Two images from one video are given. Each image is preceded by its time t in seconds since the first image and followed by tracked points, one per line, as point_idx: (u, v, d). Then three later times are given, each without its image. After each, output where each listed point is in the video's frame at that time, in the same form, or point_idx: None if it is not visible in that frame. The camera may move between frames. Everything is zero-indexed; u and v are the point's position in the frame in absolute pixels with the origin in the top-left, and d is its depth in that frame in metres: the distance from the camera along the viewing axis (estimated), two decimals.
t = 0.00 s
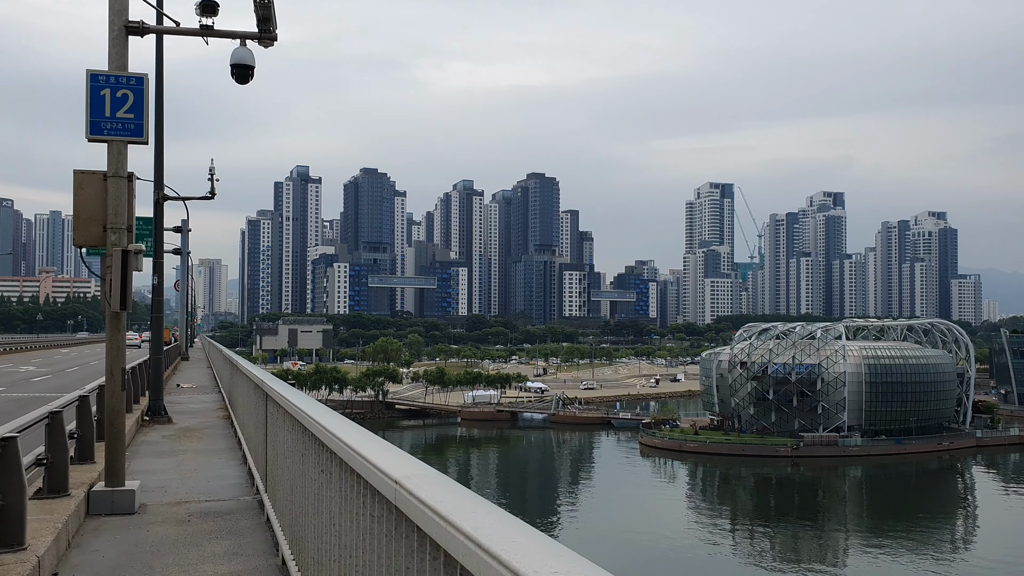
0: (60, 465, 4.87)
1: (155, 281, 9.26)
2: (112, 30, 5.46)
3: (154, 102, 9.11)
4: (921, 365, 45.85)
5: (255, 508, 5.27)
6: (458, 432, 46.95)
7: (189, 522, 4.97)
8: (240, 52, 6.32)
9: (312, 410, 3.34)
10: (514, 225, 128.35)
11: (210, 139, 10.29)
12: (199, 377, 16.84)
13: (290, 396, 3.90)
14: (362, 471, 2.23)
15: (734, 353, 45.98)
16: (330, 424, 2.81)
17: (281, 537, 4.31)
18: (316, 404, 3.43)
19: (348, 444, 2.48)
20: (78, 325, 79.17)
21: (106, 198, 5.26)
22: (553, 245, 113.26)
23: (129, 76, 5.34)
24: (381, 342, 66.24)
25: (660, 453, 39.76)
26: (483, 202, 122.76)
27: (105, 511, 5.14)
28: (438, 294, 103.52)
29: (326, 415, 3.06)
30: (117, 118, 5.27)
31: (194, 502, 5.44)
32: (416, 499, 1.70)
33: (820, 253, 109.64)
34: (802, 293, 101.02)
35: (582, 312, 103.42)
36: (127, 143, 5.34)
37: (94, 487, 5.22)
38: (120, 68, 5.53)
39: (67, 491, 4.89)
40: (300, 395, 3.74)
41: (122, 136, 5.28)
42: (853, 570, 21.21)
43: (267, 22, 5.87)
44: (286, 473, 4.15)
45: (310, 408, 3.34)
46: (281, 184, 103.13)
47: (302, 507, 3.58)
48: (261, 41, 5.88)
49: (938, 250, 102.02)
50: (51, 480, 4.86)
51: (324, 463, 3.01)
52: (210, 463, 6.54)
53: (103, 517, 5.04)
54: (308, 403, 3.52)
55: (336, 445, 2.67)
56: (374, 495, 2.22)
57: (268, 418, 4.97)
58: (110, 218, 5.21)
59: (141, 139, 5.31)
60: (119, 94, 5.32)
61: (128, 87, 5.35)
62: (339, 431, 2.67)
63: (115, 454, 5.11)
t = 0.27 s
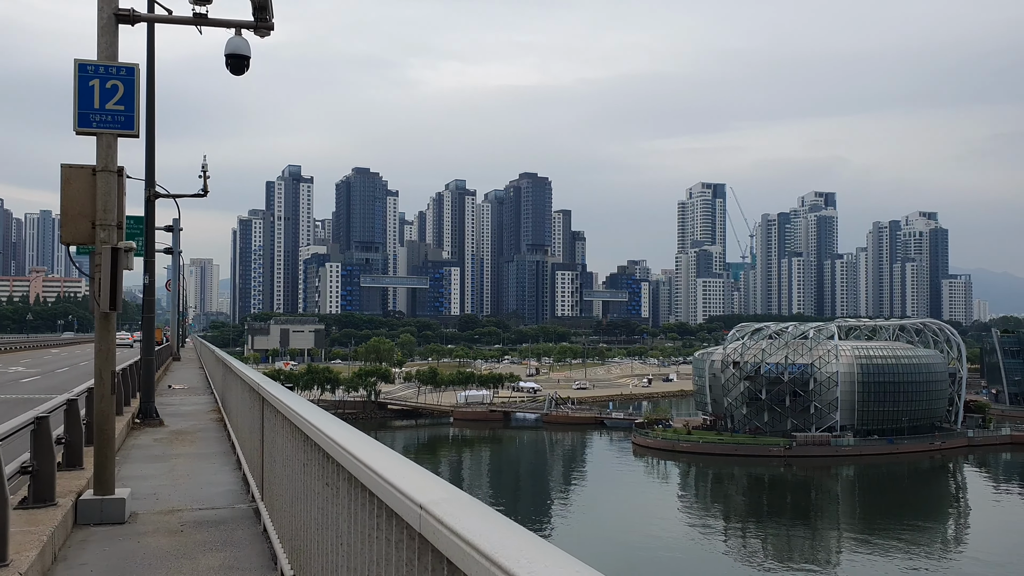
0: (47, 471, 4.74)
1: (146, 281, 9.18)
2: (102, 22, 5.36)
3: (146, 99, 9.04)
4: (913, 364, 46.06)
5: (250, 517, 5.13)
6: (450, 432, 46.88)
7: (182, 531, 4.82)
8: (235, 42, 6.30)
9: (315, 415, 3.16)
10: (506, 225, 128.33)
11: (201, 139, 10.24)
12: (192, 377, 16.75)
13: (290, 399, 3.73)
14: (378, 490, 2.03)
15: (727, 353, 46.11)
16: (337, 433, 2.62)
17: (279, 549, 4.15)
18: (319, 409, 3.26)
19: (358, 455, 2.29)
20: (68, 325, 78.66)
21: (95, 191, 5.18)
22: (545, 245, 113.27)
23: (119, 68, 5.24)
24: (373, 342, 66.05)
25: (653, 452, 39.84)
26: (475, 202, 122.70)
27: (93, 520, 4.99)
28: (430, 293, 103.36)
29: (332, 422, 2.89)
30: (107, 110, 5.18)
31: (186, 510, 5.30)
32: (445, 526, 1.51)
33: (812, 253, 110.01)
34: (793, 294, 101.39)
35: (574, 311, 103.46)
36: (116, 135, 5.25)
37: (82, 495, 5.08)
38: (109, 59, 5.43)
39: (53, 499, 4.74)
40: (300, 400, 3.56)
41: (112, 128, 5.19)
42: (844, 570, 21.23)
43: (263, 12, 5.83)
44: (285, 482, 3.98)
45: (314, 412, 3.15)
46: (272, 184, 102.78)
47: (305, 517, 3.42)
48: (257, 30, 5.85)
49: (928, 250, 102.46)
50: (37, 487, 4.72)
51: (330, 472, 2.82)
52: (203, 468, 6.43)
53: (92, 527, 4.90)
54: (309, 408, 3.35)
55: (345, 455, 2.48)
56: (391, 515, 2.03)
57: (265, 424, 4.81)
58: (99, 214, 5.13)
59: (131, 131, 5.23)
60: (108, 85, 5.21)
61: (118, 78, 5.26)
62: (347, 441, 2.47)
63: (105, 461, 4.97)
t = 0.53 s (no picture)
0: (35, 480, 4.57)
1: (138, 280, 9.09)
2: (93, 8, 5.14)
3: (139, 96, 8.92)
4: (906, 364, 46.25)
5: (247, 525, 4.94)
6: (443, 433, 46.83)
7: (177, 541, 4.62)
8: (233, 30, 6.23)
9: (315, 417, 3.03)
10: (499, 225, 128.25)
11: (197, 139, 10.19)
12: (185, 378, 16.64)
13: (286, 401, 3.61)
14: (382, 495, 1.91)
15: (720, 353, 46.21)
16: (336, 436, 2.50)
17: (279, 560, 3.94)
18: (317, 413, 3.13)
19: (356, 463, 2.17)
20: (59, 325, 78.17)
21: (85, 185, 4.96)
22: (539, 244, 113.26)
23: (111, 56, 5.03)
24: (366, 342, 65.96)
25: (646, 452, 39.90)
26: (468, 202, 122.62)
27: (84, 530, 4.81)
28: (423, 293, 103.17)
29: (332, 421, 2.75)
30: (98, 101, 4.98)
31: (180, 517, 5.12)
32: (451, 529, 1.41)
33: (804, 253, 110.37)
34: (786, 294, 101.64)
35: (568, 312, 103.50)
36: (108, 127, 5.05)
37: (72, 503, 4.90)
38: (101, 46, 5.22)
39: (41, 509, 4.56)
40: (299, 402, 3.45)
41: (103, 120, 4.98)
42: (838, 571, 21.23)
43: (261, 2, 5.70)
44: (281, 487, 3.83)
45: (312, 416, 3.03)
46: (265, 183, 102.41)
47: (301, 528, 3.27)
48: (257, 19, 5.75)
49: (920, 250, 102.90)
50: (25, 495, 4.54)
51: (328, 479, 2.69)
52: (198, 474, 6.25)
53: (83, 537, 4.70)
54: (309, 412, 3.22)
55: (342, 461, 2.37)
56: (393, 519, 1.93)
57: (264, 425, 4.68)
58: (90, 208, 4.91)
59: (124, 123, 5.03)
60: (100, 74, 5.02)
61: (110, 67, 5.05)
62: (347, 448, 2.33)
63: (97, 465, 4.81)
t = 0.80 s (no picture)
0: (24, 487, 4.39)
1: (132, 280, 9.03)
2: None
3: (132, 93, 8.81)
4: (900, 365, 46.39)
5: (245, 534, 4.77)
6: (438, 433, 46.74)
7: (172, 551, 4.45)
8: (230, 17, 6.18)
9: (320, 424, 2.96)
10: (494, 225, 128.21)
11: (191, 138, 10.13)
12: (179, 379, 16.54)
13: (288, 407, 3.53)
14: (405, 520, 1.77)
15: (715, 353, 46.27)
16: (346, 446, 2.42)
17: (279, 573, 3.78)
18: (323, 420, 3.02)
19: (370, 477, 2.09)
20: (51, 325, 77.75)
21: (75, 179, 4.76)
22: (533, 245, 113.25)
23: (103, 44, 4.82)
24: (360, 343, 65.86)
25: (641, 453, 39.93)
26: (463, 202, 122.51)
27: (73, 540, 4.60)
28: (418, 293, 103.04)
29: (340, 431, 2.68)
30: (89, 91, 4.76)
31: (177, 525, 4.95)
32: (482, 556, 1.35)
33: (798, 254, 110.69)
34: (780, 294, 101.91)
35: (562, 312, 103.54)
36: (99, 119, 4.83)
37: (61, 512, 4.71)
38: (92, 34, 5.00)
39: (27, 519, 4.37)
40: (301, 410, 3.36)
41: (94, 110, 4.77)
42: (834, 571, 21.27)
43: None
44: (283, 494, 3.75)
45: (317, 424, 2.96)
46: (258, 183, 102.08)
47: (305, 539, 3.20)
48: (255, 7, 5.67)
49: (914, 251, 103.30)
50: (11, 505, 4.36)
51: (337, 490, 2.62)
52: (194, 479, 6.13)
53: (72, 547, 4.52)
54: (314, 417, 3.14)
55: (353, 474, 2.30)
56: (414, 536, 1.87)
57: (263, 430, 4.56)
58: (80, 203, 4.71)
59: (116, 114, 4.80)
60: (91, 63, 4.81)
61: (101, 56, 4.84)
62: (357, 461, 2.25)
63: (90, 470, 4.65)
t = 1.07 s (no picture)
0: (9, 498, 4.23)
1: (125, 277, 8.94)
2: None
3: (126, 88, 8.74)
4: (896, 364, 46.55)
5: (244, 543, 4.64)
6: (433, 433, 46.69)
7: (169, 560, 4.32)
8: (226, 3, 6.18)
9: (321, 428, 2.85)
10: (489, 224, 128.11)
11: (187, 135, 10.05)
12: (173, 379, 16.50)
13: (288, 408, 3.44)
14: (424, 536, 1.65)
15: (711, 352, 46.33)
16: (351, 452, 2.32)
17: None
18: (326, 423, 2.91)
19: (380, 485, 1.99)
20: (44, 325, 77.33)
21: (65, 172, 4.62)
22: (528, 244, 113.24)
23: (94, 29, 4.66)
24: (355, 343, 65.70)
25: (637, 453, 39.97)
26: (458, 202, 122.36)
27: (63, 550, 4.44)
28: (413, 293, 102.82)
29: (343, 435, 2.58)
30: (80, 78, 4.61)
31: (173, 533, 4.82)
32: (506, 570, 1.25)
33: (793, 253, 110.89)
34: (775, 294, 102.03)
35: (558, 311, 103.58)
36: (91, 106, 4.67)
37: (52, 518, 4.55)
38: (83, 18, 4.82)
39: (15, 528, 4.19)
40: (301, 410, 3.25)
41: (85, 99, 4.62)
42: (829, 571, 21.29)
43: None
44: (283, 499, 3.64)
45: (319, 426, 2.86)
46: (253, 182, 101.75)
47: (308, 546, 3.09)
48: None
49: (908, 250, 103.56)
50: None
51: (343, 497, 2.51)
52: (190, 483, 6.02)
53: (63, 558, 4.37)
54: (316, 418, 3.04)
55: (358, 480, 2.20)
56: (426, 545, 1.77)
57: (262, 434, 4.44)
58: (72, 196, 4.57)
59: (108, 102, 4.65)
60: (82, 49, 4.66)
61: (93, 41, 4.68)
62: (364, 466, 2.15)
63: (81, 476, 4.50)
